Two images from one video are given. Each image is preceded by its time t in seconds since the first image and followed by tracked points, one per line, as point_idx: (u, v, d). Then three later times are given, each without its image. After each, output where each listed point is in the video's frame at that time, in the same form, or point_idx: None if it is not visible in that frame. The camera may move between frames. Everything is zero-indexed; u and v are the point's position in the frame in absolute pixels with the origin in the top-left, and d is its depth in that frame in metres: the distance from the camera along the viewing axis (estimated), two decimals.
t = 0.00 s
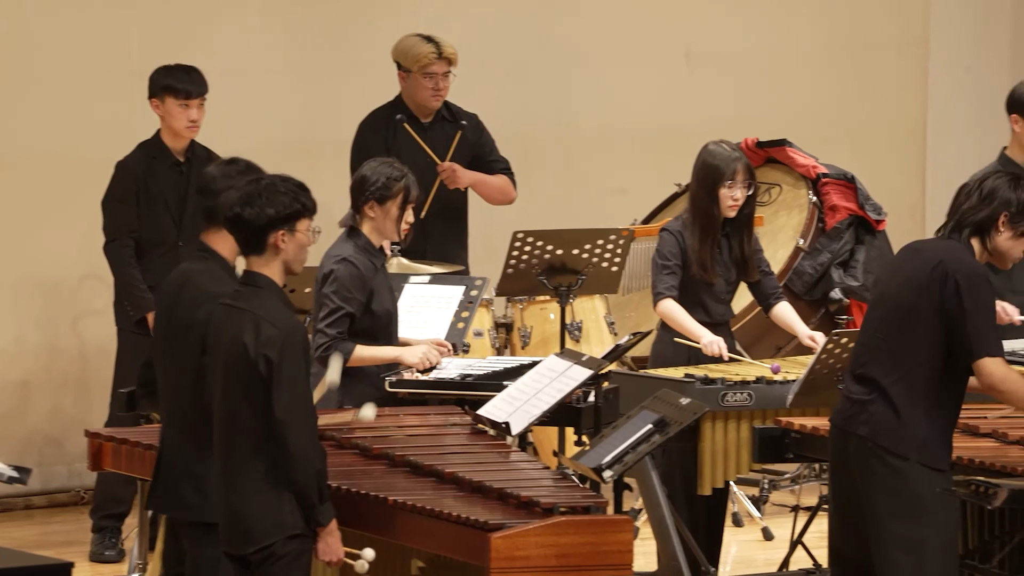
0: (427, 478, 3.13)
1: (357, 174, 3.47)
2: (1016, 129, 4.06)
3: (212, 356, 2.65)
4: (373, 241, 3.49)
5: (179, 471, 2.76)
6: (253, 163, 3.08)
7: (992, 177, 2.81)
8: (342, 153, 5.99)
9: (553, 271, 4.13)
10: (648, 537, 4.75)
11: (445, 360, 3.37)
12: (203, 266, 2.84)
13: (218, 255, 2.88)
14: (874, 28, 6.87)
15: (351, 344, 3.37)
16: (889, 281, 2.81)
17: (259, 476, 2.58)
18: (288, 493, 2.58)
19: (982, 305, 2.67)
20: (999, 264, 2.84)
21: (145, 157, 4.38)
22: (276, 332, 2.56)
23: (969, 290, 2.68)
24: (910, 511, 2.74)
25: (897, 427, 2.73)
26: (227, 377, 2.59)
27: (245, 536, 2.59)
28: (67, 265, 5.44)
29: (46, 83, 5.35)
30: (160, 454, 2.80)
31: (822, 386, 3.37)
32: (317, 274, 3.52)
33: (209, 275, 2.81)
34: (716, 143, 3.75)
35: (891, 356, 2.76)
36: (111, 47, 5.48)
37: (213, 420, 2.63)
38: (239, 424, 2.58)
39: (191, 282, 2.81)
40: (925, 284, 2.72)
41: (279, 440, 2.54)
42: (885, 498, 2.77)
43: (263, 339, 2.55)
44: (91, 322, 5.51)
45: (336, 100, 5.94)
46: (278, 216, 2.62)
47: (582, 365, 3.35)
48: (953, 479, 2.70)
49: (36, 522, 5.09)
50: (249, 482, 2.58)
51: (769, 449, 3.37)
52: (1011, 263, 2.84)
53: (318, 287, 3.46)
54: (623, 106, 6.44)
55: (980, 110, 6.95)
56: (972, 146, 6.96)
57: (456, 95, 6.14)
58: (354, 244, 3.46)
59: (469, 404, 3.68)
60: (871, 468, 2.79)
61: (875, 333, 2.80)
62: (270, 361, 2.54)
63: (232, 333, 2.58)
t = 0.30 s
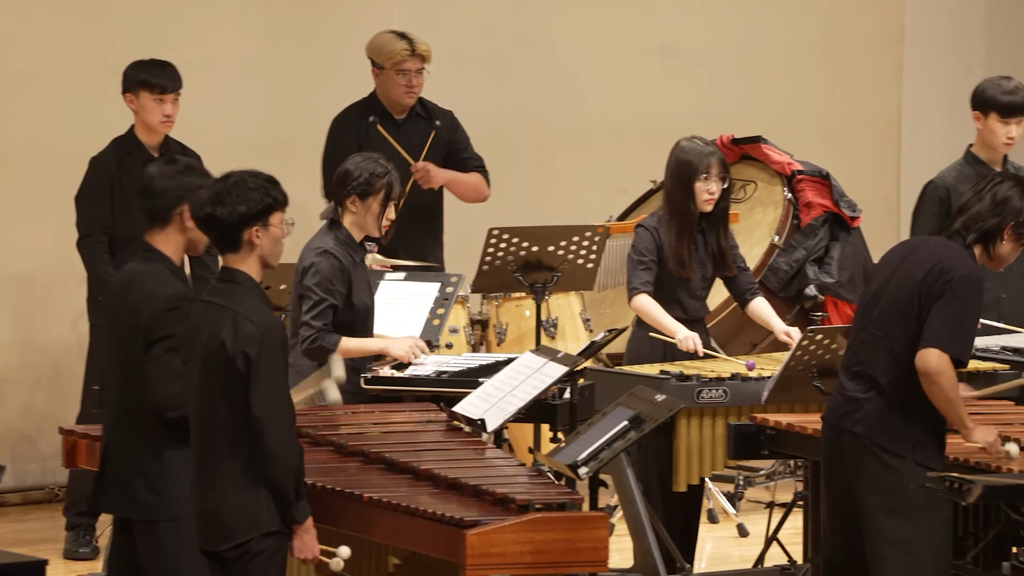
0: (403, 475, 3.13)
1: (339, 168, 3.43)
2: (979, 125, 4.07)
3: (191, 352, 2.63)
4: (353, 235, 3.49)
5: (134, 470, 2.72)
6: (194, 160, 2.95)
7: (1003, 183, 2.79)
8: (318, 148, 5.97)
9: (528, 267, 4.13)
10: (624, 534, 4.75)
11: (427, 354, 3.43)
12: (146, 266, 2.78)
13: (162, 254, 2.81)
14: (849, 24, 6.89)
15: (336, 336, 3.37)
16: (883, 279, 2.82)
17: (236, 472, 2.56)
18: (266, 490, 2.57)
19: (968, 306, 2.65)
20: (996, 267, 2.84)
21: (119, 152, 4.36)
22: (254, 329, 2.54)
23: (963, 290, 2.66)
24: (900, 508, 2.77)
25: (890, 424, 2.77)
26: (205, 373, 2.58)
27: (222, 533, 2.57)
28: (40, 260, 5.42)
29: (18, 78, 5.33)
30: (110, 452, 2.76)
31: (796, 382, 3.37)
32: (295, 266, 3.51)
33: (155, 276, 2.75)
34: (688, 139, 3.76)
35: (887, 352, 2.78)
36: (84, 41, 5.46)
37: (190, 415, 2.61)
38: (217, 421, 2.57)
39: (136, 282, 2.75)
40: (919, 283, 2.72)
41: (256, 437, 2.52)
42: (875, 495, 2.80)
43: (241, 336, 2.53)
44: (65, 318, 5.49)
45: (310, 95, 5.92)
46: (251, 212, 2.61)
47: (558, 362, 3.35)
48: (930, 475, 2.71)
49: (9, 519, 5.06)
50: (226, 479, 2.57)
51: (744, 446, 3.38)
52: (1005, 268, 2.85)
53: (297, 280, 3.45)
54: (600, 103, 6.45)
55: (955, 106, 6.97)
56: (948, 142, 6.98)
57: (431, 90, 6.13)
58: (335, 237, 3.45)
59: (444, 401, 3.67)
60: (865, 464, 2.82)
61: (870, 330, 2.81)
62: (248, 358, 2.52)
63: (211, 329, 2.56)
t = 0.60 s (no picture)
0: (378, 475, 3.12)
1: (331, 172, 3.41)
2: (948, 125, 4.07)
3: (165, 352, 2.62)
4: (340, 240, 3.47)
5: (76, 460, 2.67)
6: (152, 155, 2.86)
7: (973, 185, 2.76)
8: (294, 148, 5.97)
9: (503, 267, 4.13)
10: (600, 534, 4.75)
11: (401, 359, 3.40)
12: (98, 258, 2.71)
13: (113, 247, 2.74)
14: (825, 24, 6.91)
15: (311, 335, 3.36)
16: (859, 280, 2.80)
17: (210, 474, 2.56)
18: (242, 491, 2.57)
19: (953, 304, 2.65)
20: (969, 268, 2.82)
21: (94, 151, 4.34)
22: (228, 331, 2.53)
23: (947, 291, 2.65)
24: (876, 507, 2.76)
25: (869, 424, 2.74)
26: (178, 376, 2.57)
27: (200, 535, 2.57)
28: (15, 260, 5.40)
29: None
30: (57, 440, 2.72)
31: (771, 382, 3.37)
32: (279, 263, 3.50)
33: (104, 267, 2.68)
34: (660, 138, 3.78)
35: (866, 353, 2.76)
36: (58, 40, 5.45)
37: (166, 415, 2.61)
38: (192, 422, 2.56)
39: (86, 273, 2.69)
40: (902, 283, 2.71)
41: (232, 438, 2.52)
42: (852, 495, 2.79)
43: (215, 339, 2.52)
44: (39, 318, 5.46)
45: (286, 95, 5.92)
46: (228, 213, 2.60)
47: (534, 362, 3.35)
48: (904, 475, 2.69)
49: None
50: (202, 480, 2.57)
51: (720, 446, 3.38)
52: (979, 269, 2.83)
53: (278, 278, 3.44)
54: (576, 103, 6.46)
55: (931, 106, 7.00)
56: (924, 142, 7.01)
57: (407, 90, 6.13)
58: (320, 238, 3.44)
59: (420, 401, 3.67)
60: (841, 464, 2.81)
61: (848, 329, 2.80)
62: (222, 360, 2.52)
63: (185, 331, 2.56)
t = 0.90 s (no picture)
0: (355, 475, 3.12)
1: (306, 171, 3.40)
2: (924, 127, 4.08)
3: (143, 352, 2.61)
4: (322, 239, 3.46)
5: (42, 464, 2.65)
6: (130, 159, 2.78)
7: (952, 193, 2.80)
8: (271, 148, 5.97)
9: (480, 267, 4.13)
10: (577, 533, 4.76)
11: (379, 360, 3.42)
12: (66, 259, 2.67)
13: (84, 249, 2.69)
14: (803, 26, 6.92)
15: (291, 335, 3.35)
16: (832, 283, 2.82)
17: (188, 476, 2.56)
18: (221, 492, 2.57)
19: (924, 306, 2.68)
20: (946, 278, 2.83)
21: (71, 151, 4.33)
22: (205, 332, 2.53)
23: (916, 293, 2.68)
24: (851, 508, 2.76)
25: (839, 427, 2.75)
26: (157, 378, 2.56)
27: (180, 536, 2.57)
28: None
29: None
30: (21, 441, 2.69)
31: (747, 382, 3.37)
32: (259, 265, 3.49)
33: (71, 268, 2.63)
34: (634, 138, 3.80)
35: (838, 357, 2.77)
36: (33, 40, 5.47)
37: (145, 417, 2.61)
38: (171, 423, 2.56)
39: (55, 274, 2.65)
40: (873, 284, 2.73)
41: (210, 439, 2.51)
42: (826, 497, 2.79)
43: (192, 339, 2.52)
44: (15, 318, 5.47)
45: (263, 95, 5.92)
46: (205, 215, 2.59)
47: (510, 362, 3.36)
48: (880, 474, 2.70)
49: None
50: (182, 482, 2.57)
51: (696, 446, 3.38)
52: (957, 279, 2.84)
53: (259, 280, 3.43)
54: (554, 103, 6.46)
55: (909, 107, 7.02)
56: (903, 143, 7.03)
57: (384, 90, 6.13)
58: (301, 238, 3.42)
59: (396, 401, 3.66)
60: (815, 467, 2.81)
61: (821, 332, 2.80)
62: (199, 361, 2.51)
63: (162, 332, 2.55)
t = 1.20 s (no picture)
0: (328, 475, 3.11)
1: (271, 166, 3.35)
2: (899, 126, 4.09)
3: (119, 351, 2.60)
4: (289, 234, 3.44)
5: (24, 473, 2.67)
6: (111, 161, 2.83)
7: (926, 186, 2.79)
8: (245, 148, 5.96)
9: (454, 266, 4.13)
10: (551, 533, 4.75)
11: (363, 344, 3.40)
12: (45, 262, 2.71)
13: (62, 251, 2.74)
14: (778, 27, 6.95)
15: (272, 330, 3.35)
16: (803, 279, 2.83)
17: (167, 476, 2.55)
18: (198, 492, 2.56)
19: (883, 302, 2.68)
20: (918, 269, 2.83)
21: (44, 149, 4.29)
22: (183, 331, 2.51)
23: (879, 289, 2.69)
24: (820, 504, 2.77)
25: (807, 421, 2.78)
26: (134, 377, 2.55)
27: (154, 535, 2.56)
28: None
29: None
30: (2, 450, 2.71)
31: (722, 381, 3.38)
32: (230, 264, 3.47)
33: (49, 273, 2.68)
34: (607, 137, 3.80)
35: (807, 350, 2.80)
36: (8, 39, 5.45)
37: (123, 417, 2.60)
38: (148, 422, 2.55)
39: (33, 279, 2.69)
40: (836, 280, 2.74)
41: (187, 439, 2.50)
42: (796, 491, 2.81)
43: (169, 338, 2.50)
44: None
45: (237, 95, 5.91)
46: (175, 214, 2.58)
47: (484, 361, 3.36)
48: (852, 472, 2.72)
49: None
50: (158, 482, 2.56)
51: (670, 445, 3.39)
52: (929, 268, 2.84)
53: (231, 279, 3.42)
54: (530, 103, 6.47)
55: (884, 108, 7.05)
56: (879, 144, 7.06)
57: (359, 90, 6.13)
58: (270, 236, 3.41)
59: (370, 400, 3.66)
60: (785, 461, 2.82)
61: (795, 326, 2.83)
62: (176, 360, 2.50)
63: (139, 332, 2.54)
